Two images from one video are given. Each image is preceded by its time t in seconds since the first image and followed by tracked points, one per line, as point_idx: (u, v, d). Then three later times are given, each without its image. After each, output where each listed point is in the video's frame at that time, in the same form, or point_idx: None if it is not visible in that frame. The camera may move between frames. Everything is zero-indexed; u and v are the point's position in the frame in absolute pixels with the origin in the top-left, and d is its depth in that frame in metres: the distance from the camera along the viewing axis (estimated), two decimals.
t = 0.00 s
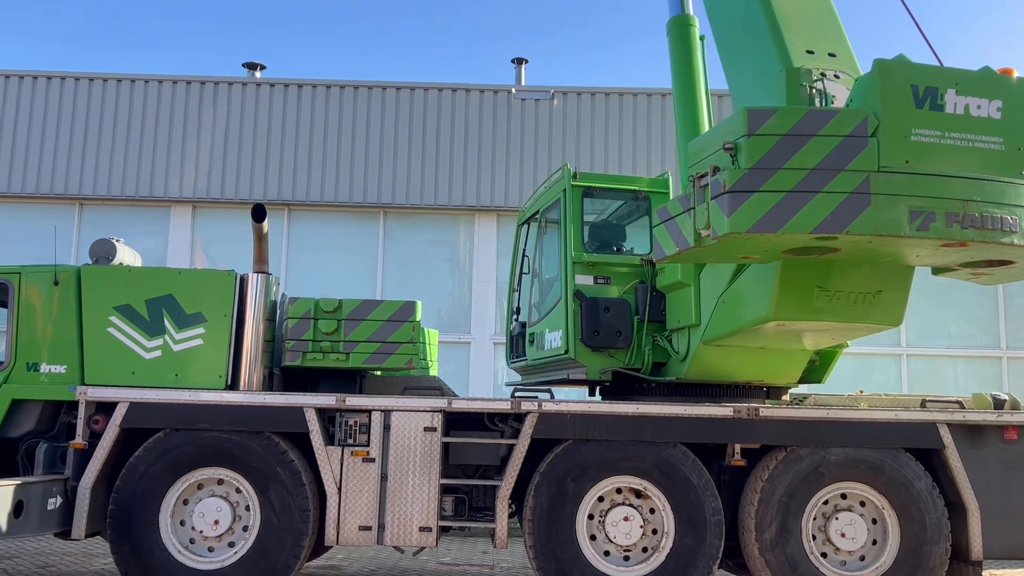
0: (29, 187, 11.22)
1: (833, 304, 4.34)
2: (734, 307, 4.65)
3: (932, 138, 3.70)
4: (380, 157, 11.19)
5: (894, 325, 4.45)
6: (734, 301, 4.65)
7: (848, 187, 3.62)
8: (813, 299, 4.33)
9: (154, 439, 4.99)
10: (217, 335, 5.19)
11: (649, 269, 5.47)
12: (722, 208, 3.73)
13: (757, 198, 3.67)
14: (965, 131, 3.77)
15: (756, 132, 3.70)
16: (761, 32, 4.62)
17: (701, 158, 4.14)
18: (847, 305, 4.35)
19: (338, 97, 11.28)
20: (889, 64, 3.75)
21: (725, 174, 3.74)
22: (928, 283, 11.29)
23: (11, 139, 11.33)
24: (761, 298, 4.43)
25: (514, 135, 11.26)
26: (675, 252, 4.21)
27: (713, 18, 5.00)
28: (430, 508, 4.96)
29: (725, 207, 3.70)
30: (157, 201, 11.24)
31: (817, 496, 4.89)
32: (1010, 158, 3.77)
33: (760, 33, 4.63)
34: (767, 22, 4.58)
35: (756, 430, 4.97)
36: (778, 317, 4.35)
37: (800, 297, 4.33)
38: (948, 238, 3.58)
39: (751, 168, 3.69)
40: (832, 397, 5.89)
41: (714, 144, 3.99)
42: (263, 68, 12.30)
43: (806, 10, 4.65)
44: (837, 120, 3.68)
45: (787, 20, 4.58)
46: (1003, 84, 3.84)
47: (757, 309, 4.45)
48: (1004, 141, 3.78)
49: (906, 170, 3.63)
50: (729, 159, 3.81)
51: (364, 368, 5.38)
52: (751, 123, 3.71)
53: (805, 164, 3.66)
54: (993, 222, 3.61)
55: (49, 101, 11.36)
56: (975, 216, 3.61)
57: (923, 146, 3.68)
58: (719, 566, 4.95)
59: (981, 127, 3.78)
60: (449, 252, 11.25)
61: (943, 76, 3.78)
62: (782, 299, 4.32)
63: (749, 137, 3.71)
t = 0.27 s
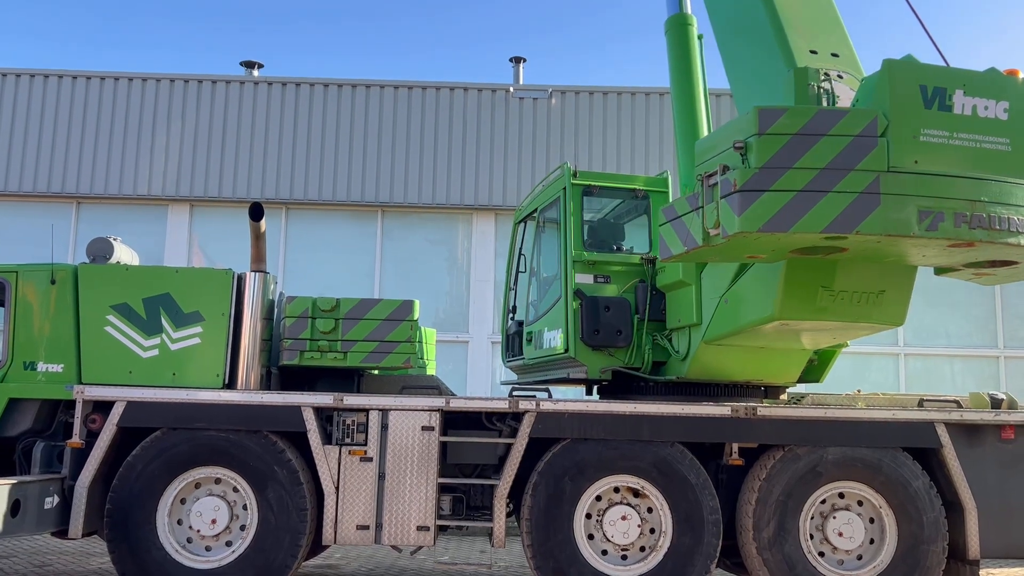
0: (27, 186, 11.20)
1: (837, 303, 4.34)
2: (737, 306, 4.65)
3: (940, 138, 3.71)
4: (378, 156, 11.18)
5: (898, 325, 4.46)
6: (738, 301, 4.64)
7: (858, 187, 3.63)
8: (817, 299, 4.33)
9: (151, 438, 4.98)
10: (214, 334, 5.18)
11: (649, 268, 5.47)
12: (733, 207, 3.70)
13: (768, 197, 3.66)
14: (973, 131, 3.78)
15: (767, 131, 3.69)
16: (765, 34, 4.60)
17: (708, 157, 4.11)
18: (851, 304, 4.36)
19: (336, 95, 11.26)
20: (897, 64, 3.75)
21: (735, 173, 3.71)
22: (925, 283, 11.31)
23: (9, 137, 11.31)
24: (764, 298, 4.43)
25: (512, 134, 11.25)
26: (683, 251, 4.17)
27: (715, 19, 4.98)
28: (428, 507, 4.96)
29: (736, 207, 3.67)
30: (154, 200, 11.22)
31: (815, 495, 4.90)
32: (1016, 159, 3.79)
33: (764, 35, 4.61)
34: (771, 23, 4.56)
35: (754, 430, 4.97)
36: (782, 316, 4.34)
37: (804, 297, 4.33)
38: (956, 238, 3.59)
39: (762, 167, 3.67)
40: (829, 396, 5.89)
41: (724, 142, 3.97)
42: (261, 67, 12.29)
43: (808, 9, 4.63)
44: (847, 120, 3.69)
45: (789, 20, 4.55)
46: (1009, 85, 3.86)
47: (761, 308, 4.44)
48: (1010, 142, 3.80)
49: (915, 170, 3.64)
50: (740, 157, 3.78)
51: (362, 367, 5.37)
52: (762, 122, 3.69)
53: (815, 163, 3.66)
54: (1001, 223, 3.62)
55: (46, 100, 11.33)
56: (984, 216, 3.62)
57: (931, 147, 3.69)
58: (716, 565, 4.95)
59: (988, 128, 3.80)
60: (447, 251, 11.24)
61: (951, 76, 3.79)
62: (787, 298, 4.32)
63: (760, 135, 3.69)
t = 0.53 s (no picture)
0: (24, 184, 11.18)
1: (841, 303, 4.33)
2: (740, 305, 4.64)
3: (948, 139, 3.70)
4: (376, 155, 11.18)
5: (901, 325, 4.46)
6: (742, 301, 4.63)
7: (869, 187, 3.62)
8: (821, 298, 4.31)
9: (149, 437, 4.97)
10: (212, 333, 5.18)
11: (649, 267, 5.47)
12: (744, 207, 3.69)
13: (778, 197, 3.64)
14: (981, 132, 3.77)
15: (778, 131, 3.68)
16: (768, 33, 4.48)
17: (716, 156, 4.10)
18: (855, 304, 4.35)
19: (334, 95, 11.25)
20: (906, 64, 3.73)
21: (744, 173, 3.71)
22: (923, 282, 11.32)
23: (6, 136, 11.29)
24: (769, 297, 4.42)
25: (511, 133, 11.25)
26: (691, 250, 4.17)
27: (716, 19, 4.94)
28: (427, 506, 4.96)
29: (746, 206, 3.66)
30: (152, 199, 11.20)
31: (813, 495, 4.90)
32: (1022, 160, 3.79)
33: (768, 34, 4.48)
34: (773, 22, 4.45)
35: (752, 429, 4.97)
36: (788, 316, 4.33)
37: (809, 297, 4.31)
38: (964, 238, 3.60)
39: (772, 167, 3.66)
40: (828, 395, 5.89)
41: (733, 141, 3.95)
42: (259, 66, 12.27)
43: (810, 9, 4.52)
44: (858, 120, 3.67)
45: (792, 19, 4.43)
46: (1016, 87, 3.86)
47: (765, 308, 4.43)
48: (1017, 143, 3.80)
49: (924, 171, 3.63)
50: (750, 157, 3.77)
51: (360, 367, 5.37)
52: (773, 121, 3.68)
53: (826, 163, 3.65)
54: (1009, 224, 3.65)
55: (43, 98, 11.31)
56: (991, 217, 3.64)
57: (940, 147, 3.68)
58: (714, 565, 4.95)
59: (996, 129, 3.80)
60: (446, 250, 11.24)
61: (958, 77, 3.78)
62: (792, 297, 4.30)
63: (772, 135, 3.68)
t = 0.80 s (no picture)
0: (22, 184, 11.17)
1: (846, 303, 4.32)
2: (744, 305, 4.64)
3: (957, 140, 3.70)
4: (374, 154, 11.17)
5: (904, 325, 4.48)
6: (747, 300, 4.62)
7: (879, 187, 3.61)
8: (826, 299, 4.31)
9: (148, 437, 4.97)
10: (210, 333, 5.17)
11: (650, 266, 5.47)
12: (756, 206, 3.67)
13: (790, 196, 3.62)
14: (989, 133, 3.78)
15: (788, 130, 3.65)
16: (771, 32, 4.46)
17: (725, 154, 4.05)
18: (860, 304, 4.35)
19: (332, 94, 11.24)
20: (916, 65, 3.73)
21: (756, 172, 3.69)
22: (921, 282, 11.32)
23: (4, 136, 11.28)
24: (774, 296, 4.41)
25: (509, 133, 11.24)
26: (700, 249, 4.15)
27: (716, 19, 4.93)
28: (425, 506, 4.96)
29: (757, 205, 3.65)
30: (150, 198, 11.19)
31: (811, 494, 4.90)
32: None
33: (771, 33, 4.46)
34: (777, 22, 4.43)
35: (750, 429, 4.97)
36: (795, 316, 4.32)
37: (815, 297, 4.31)
38: (973, 238, 3.61)
39: (783, 166, 3.64)
40: (826, 395, 5.89)
41: (742, 139, 3.92)
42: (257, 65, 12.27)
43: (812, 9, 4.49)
44: (868, 120, 3.66)
45: (796, 19, 4.42)
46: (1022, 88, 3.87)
47: (770, 307, 4.43)
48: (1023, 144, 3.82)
49: (933, 171, 3.63)
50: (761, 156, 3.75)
51: (359, 366, 5.36)
52: (784, 120, 3.65)
53: (836, 163, 3.63)
54: (1016, 224, 3.67)
55: (41, 97, 11.29)
56: (999, 217, 3.65)
57: (949, 148, 3.68)
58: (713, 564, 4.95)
59: (1003, 130, 3.80)
60: (444, 250, 11.24)
61: (966, 78, 3.78)
62: (797, 297, 4.29)
63: (783, 134, 3.65)
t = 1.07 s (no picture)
0: (21, 183, 11.16)
1: (850, 302, 4.34)
2: (748, 303, 4.63)
3: (965, 139, 3.70)
4: (373, 153, 11.17)
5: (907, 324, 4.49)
6: (751, 299, 4.61)
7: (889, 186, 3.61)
8: (831, 298, 4.32)
9: (146, 436, 4.97)
10: (209, 332, 5.17)
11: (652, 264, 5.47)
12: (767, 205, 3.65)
13: (801, 194, 3.62)
14: (996, 133, 3.78)
15: (799, 129, 3.65)
16: (776, 33, 4.47)
17: (734, 153, 4.04)
18: (864, 303, 4.36)
19: (331, 93, 11.24)
20: (925, 65, 3.72)
21: (767, 171, 3.68)
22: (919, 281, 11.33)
23: (3, 135, 11.27)
24: (779, 295, 4.41)
25: (508, 132, 11.24)
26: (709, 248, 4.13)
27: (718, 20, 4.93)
28: (425, 504, 4.96)
29: (768, 204, 3.64)
30: (149, 198, 11.19)
31: (810, 493, 4.91)
32: None
33: (776, 34, 4.47)
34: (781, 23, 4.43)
35: (749, 427, 4.98)
36: (801, 315, 4.33)
37: (820, 296, 4.31)
38: (981, 237, 3.61)
39: (794, 165, 3.63)
40: (825, 393, 5.89)
41: (750, 138, 3.91)
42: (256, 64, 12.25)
43: (815, 9, 4.49)
44: (877, 119, 3.66)
45: (799, 19, 4.42)
46: None
47: (775, 306, 4.43)
48: None
49: (942, 171, 3.63)
50: (771, 155, 3.74)
51: (358, 365, 5.36)
52: (794, 119, 3.66)
53: (846, 162, 3.63)
54: None
55: (40, 97, 11.29)
56: (1007, 217, 3.66)
57: (958, 147, 3.68)
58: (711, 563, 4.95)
59: (1010, 130, 3.81)
60: (444, 249, 11.24)
61: (974, 77, 3.78)
62: (801, 296, 4.30)
63: (793, 133, 3.65)
